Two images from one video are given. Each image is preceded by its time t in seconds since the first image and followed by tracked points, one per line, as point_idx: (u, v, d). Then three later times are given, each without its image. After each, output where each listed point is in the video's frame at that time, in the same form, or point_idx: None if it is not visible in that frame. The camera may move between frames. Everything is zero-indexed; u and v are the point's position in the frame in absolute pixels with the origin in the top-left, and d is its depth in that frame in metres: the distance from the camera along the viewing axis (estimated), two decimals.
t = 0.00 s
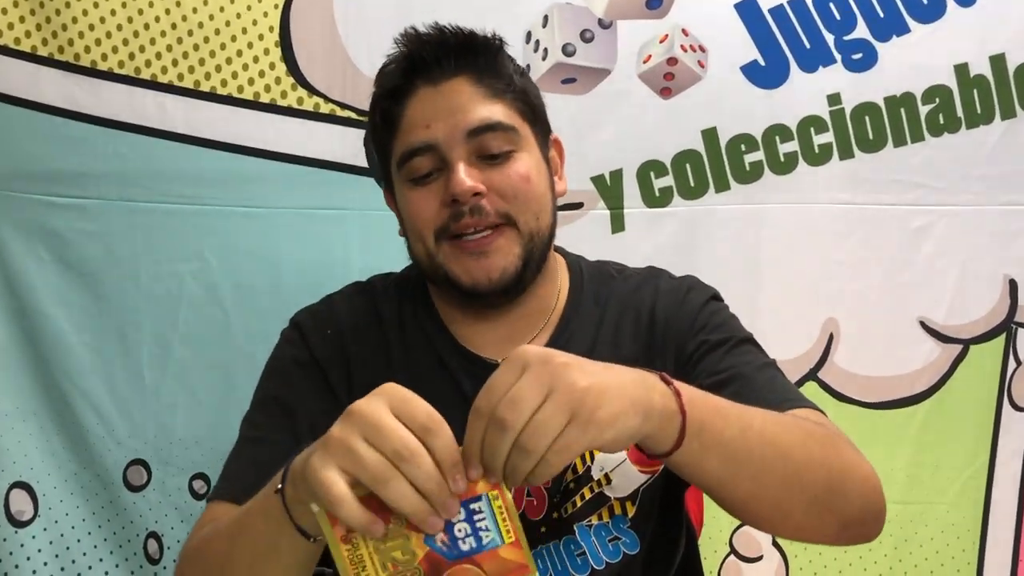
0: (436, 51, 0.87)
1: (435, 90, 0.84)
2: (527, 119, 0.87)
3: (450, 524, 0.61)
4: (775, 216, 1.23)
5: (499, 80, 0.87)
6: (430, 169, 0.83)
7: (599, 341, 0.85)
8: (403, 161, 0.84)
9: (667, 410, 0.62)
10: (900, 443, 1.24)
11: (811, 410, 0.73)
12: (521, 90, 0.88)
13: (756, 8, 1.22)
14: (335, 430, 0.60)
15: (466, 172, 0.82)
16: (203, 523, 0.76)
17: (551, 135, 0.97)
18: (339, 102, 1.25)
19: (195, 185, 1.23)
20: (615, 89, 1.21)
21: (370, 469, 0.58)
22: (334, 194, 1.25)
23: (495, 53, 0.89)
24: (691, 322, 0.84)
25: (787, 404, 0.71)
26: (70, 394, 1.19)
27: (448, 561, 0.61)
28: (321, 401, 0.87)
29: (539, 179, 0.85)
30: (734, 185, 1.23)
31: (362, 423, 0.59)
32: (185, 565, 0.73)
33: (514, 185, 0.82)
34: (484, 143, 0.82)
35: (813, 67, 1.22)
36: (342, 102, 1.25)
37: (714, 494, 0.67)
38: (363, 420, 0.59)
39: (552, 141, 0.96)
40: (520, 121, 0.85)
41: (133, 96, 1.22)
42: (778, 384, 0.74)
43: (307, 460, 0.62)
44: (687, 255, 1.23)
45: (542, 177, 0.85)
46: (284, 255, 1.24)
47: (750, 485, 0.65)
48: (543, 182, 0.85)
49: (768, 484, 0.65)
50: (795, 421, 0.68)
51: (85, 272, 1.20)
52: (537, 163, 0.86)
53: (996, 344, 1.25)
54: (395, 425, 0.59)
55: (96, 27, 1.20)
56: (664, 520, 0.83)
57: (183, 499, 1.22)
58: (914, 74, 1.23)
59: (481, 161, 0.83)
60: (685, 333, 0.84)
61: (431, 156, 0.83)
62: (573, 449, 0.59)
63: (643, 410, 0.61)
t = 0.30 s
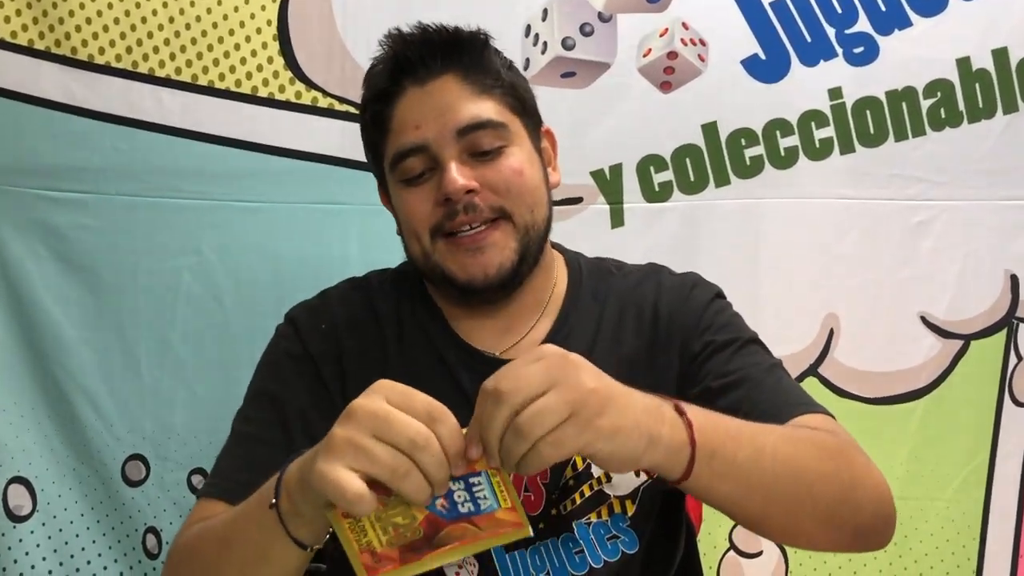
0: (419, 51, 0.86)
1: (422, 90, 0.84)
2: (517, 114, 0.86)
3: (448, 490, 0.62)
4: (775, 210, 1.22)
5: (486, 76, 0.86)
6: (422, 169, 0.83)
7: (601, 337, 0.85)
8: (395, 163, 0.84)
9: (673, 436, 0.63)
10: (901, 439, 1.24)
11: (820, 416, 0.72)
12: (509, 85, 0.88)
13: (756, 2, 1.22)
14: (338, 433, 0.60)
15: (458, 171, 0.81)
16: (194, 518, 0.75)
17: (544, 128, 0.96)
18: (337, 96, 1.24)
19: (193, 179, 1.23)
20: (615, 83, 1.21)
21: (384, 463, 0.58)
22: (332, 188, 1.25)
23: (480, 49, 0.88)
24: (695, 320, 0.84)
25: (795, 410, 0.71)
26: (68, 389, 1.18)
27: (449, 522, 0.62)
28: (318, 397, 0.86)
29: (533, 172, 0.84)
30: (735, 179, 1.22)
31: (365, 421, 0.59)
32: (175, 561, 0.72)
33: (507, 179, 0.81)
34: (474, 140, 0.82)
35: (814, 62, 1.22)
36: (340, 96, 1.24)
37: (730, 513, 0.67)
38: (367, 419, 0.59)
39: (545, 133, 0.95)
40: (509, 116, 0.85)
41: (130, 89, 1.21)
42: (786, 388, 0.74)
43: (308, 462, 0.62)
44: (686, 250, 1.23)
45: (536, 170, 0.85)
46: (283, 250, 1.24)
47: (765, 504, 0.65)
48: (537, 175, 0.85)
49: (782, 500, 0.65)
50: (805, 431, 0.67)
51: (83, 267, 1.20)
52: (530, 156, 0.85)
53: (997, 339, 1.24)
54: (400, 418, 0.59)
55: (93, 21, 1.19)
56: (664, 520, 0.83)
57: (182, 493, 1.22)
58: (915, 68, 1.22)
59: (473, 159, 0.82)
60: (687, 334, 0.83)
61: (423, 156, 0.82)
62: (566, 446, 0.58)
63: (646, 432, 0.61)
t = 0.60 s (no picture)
0: (415, 47, 0.86)
1: (419, 84, 0.84)
2: (515, 106, 0.86)
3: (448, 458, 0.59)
4: (781, 207, 1.22)
5: (483, 70, 0.86)
6: (421, 163, 0.83)
7: (608, 335, 0.84)
8: (395, 156, 0.84)
9: (667, 457, 0.63)
10: (906, 436, 1.23)
11: (829, 430, 0.71)
12: (506, 77, 0.87)
13: None
14: (318, 480, 0.58)
15: (455, 161, 0.81)
16: (200, 518, 0.76)
17: (544, 121, 0.96)
18: (342, 92, 1.24)
19: (197, 174, 1.23)
20: (620, 78, 1.20)
21: (383, 494, 0.58)
22: (337, 184, 1.25)
23: (476, 44, 0.88)
24: (704, 324, 0.84)
25: (806, 424, 0.71)
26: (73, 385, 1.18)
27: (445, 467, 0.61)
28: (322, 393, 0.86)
29: (531, 162, 0.83)
30: (740, 176, 1.22)
31: (344, 458, 0.58)
32: (179, 561, 0.73)
33: (504, 168, 0.81)
34: (471, 131, 0.82)
35: (821, 57, 1.21)
36: (345, 92, 1.24)
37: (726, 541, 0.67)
38: (345, 457, 0.58)
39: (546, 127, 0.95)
40: (506, 108, 0.85)
41: (135, 85, 1.21)
42: (796, 399, 0.74)
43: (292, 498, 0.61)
44: (691, 246, 1.22)
45: (534, 161, 0.84)
46: (288, 244, 1.24)
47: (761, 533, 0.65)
48: (535, 165, 0.84)
49: (778, 529, 0.65)
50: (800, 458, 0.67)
51: (87, 262, 1.19)
52: (528, 146, 0.84)
53: (1002, 336, 1.24)
54: (381, 448, 0.58)
55: (97, 16, 1.19)
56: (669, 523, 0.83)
57: (187, 489, 1.22)
58: (923, 64, 1.21)
59: (470, 150, 0.82)
60: (697, 336, 0.83)
61: (421, 150, 0.82)
62: (561, 406, 0.60)
63: (644, 445, 0.62)
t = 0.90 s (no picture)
0: (428, 41, 0.86)
1: (429, 79, 0.84)
2: (525, 103, 0.86)
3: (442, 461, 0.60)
4: (789, 204, 1.22)
5: (495, 66, 0.86)
6: (430, 157, 0.83)
7: (615, 330, 0.84)
8: (404, 150, 0.84)
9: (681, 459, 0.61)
10: (915, 435, 1.22)
11: (841, 427, 0.71)
12: (518, 75, 0.87)
13: None
14: (310, 432, 0.58)
15: (464, 157, 0.80)
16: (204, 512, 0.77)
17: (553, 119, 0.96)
18: (349, 89, 1.24)
19: (205, 171, 1.22)
20: (628, 76, 1.20)
21: (363, 455, 0.57)
22: (344, 181, 1.25)
23: (489, 40, 0.88)
24: (711, 321, 0.83)
25: (817, 420, 0.70)
26: (82, 381, 1.18)
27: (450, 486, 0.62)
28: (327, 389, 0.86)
29: (539, 159, 0.83)
30: (749, 173, 1.21)
31: (334, 412, 0.58)
32: (182, 556, 0.72)
33: (512, 166, 0.80)
34: (481, 128, 0.81)
35: (830, 54, 1.20)
36: (352, 89, 1.24)
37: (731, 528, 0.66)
38: (334, 409, 0.58)
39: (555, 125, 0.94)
40: (517, 105, 0.84)
41: (142, 82, 1.21)
42: (804, 396, 0.73)
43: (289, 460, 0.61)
44: (699, 244, 1.22)
45: (543, 159, 0.84)
46: (294, 242, 1.24)
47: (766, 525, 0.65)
48: (544, 164, 0.84)
49: (788, 522, 0.65)
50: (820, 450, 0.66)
51: (95, 260, 1.20)
52: (537, 144, 0.84)
53: (1012, 334, 1.23)
54: (368, 405, 0.58)
55: (105, 13, 1.19)
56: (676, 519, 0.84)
57: (194, 486, 1.22)
58: (933, 61, 1.21)
59: (479, 146, 0.81)
60: (704, 333, 0.83)
61: (430, 144, 0.82)
62: (561, 460, 0.57)
63: (654, 471, 0.59)
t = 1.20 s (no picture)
0: (428, 43, 0.86)
1: (430, 83, 0.83)
2: (526, 106, 0.85)
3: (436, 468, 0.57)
4: (796, 203, 1.21)
5: (495, 68, 0.85)
6: (431, 162, 0.82)
7: (621, 335, 0.84)
8: (405, 155, 0.83)
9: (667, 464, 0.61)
10: (922, 436, 1.22)
11: (851, 440, 0.70)
12: (519, 77, 0.87)
13: None
14: (288, 476, 0.57)
15: (464, 162, 0.80)
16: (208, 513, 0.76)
17: (557, 120, 0.95)
18: (354, 87, 1.24)
19: (210, 169, 1.22)
20: (634, 74, 1.19)
21: (341, 498, 0.56)
22: (349, 180, 1.24)
23: (490, 42, 0.87)
24: (718, 327, 0.83)
25: (824, 432, 0.69)
26: (88, 379, 1.18)
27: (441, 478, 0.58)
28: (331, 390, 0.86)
29: (541, 164, 0.83)
30: (755, 172, 1.21)
31: (307, 454, 0.56)
32: (192, 563, 0.72)
33: (513, 171, 0.80)
34: (482, 133, 0.81)
35: (837, 52, 1.20)
36: (357, 87, 1.24)
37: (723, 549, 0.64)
38: (306, 452, 0.56)
39: (558, 126, 0.94)
40: (518, 108, 0.84)
41: (148, 80, 1.20)
42: (813, 406, 0.73)
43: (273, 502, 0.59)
44: (705, 242, 1.21)
45: (544, 163, 0.83)
46: (299, 240, 1.24)
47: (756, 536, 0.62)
48: (545, 167, 0.83)
49: (785, 535, 0.62)
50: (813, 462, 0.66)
51: (100, 258, 1.19)
52: (539, 148, 0.84)
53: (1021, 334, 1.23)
54: (339, 445, 0.56)
55: (111, 11, 1.19)
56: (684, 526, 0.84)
57: (199, 485, 1.22)
58: (942, 58, 1.20)
59: (480, 151, 0.81)
60: (713, 340, 0.82)
61: (430, 149, 0.82)
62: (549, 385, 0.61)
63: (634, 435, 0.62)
